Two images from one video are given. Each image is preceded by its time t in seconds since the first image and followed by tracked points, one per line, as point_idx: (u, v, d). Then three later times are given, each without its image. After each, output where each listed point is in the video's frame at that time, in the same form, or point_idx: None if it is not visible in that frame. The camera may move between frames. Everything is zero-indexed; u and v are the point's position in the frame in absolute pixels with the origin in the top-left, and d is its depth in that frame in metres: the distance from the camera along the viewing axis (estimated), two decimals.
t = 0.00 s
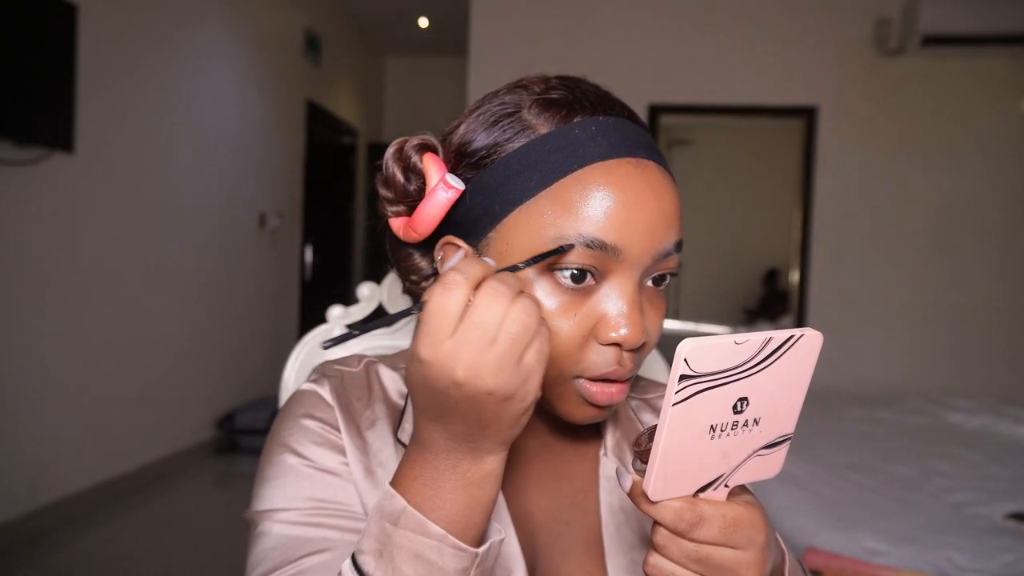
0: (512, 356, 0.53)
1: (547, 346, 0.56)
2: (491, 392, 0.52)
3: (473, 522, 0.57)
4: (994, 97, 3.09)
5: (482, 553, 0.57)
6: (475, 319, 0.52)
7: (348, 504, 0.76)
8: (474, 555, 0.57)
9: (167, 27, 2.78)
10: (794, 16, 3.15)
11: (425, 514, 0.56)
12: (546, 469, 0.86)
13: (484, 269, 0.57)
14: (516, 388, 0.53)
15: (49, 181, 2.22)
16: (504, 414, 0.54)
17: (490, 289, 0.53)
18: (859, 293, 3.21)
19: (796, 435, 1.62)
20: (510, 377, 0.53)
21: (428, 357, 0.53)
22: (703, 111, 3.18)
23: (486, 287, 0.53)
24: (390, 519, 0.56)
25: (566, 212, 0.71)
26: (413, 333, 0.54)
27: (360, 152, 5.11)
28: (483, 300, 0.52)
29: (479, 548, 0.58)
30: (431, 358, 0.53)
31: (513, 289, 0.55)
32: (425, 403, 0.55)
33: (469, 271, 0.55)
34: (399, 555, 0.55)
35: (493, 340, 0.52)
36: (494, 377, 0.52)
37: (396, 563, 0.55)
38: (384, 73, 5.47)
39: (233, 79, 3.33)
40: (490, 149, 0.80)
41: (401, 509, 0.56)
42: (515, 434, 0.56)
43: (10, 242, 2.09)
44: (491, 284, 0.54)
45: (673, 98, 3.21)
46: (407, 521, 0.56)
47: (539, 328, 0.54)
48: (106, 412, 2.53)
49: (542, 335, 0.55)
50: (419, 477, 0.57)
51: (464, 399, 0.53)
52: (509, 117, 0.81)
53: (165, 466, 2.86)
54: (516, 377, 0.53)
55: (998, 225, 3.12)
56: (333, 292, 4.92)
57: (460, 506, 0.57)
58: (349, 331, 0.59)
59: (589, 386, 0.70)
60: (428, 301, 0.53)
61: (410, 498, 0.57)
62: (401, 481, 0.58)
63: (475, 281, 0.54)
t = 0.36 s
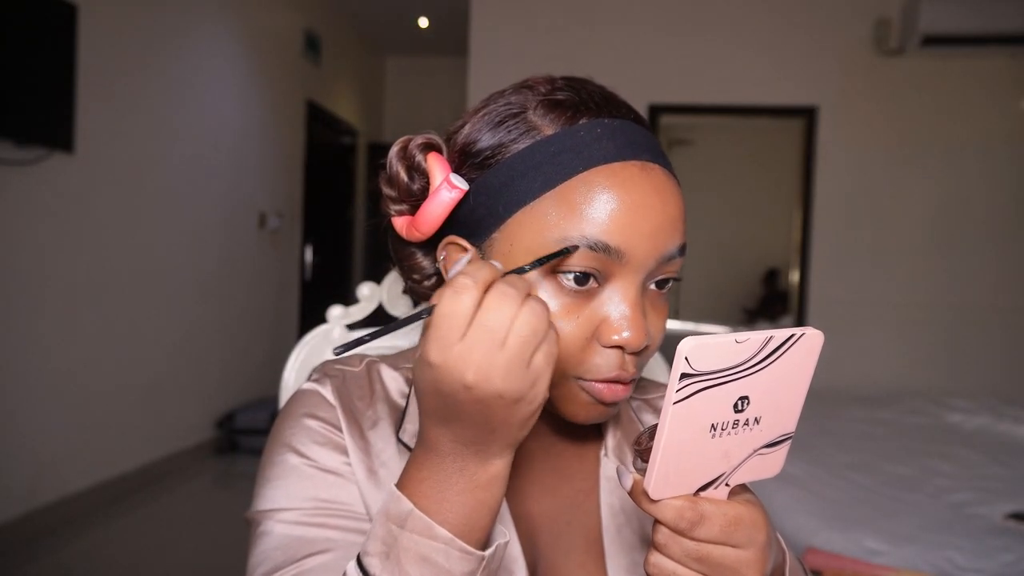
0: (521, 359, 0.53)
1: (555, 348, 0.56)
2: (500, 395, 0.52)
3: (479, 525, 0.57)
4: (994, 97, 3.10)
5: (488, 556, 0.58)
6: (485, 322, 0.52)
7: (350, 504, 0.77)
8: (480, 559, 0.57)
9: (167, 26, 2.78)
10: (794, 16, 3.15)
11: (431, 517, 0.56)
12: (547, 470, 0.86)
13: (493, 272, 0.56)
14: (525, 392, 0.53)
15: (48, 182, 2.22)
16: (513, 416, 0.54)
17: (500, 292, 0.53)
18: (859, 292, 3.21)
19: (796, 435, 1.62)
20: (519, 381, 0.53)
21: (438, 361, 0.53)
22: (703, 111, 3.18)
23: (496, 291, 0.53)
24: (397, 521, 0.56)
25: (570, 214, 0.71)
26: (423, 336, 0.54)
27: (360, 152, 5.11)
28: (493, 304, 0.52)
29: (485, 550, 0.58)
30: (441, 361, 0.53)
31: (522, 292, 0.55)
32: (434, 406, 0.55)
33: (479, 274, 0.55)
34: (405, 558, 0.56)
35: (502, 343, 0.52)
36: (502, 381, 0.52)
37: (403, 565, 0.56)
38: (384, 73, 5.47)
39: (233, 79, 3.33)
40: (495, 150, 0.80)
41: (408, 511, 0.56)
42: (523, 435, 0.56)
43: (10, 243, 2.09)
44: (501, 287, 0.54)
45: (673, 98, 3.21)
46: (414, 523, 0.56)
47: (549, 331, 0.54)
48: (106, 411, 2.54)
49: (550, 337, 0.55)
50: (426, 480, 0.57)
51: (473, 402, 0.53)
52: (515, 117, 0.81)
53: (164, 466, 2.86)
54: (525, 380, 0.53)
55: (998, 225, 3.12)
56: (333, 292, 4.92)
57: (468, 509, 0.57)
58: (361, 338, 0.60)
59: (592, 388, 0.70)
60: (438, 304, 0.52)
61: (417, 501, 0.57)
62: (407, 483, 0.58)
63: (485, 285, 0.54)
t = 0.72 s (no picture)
0: (529, 358, 0.53)
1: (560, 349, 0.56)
2: (506, 395, 0.53)
3: (480, 525, 0.57)
4: (994, 97, 3.09)
5: (490, 555, 0.58)
6: (492, 323, 0.52)
7: (352, 504, 0.76)
8: (481, 558, 0.57)
9: (167, 26, 2.78)
10: (793, 16, 3.15)
11: (434, 516, 0.56)
12: (546, 470, 0.86)
13: (499, 272, 0.56)
14: (531, 392, 0.54)
15: (48, 182, 2.22)
16: (517, 416, 0.54)
17: (508, 291, 0.53)
18: (859, 292, 3.21)
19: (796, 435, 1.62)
20: (526, 380, 0.53)
21: (444, 361, 0.52)
22: (703, 111, 3.18)
23: (504, 290, 0.53)
24: (398, 521, 0.56)
25: (570, 213, 0.71)
26: (429, 335, 0.54)
27: (360, 152, 5.11)
28: (501, 303, 0.52)
29: (487, 549, 0.58)
30: (448, 361, 0.52)
31: (530, 291, 0.54)
32: (440, 406, 0.55)
33: (486, 274, 0.55)
34: (406, 556, 0.55)
35: (509, 344, 0.52)
36: (509, 380, 0.52)
37: (404, 565, 0.55)
38: (384, 73, 5.47)
39: (233, 79, 3.33)
40: (496, 149, 0.80)
41: (410, 511, 0.56)
42: (523, 435, 0.57)
43: (10, 243, 2.09)
44: (509, 286, 0.53)
45: (673, 98, 3.21)
46: (416, 523, 0.56)
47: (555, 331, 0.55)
48: (107, 411, 2.54)
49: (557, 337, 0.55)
50: (428, 481, 0.57)
51: (480, 402, 0.53)
52: (515, 116, 0.81)
53: (164, 465, 2.86)
54: (533, 380, 0.54)
55: (998, 225, 3.12)
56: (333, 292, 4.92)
57: (468, 508, 0.57)
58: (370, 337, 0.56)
59: (591, 386, 0.70)
60: (445, 306, 0.52)
61: (418, 500, 0.57)
62: (408, 482, 0.58)
63: (493, 284, 0.54)
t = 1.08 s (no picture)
0: (529, 361, 0.52)
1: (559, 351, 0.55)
2: (506, 396, 0.52)
3: (478, 523, 0.57)
4: (994, 97, 3.09)
5: (487, 553, 0.58)
6: (494, 323, 0.51)
7: (351, 504, 0.76)
8: (479, 556, 0.57)
9: (167, 26, 2.78)
10: (793, 16, 3.15)
11: (431, 515, 0.56)
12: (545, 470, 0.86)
13: (501, 272, 0.56)
14: (530, 392, 0.53)
15: (48, 181, 2.22)
16: (516, 416, 0.54)
17: (509, 292, 0.52)
18: (858, 292, 3.21)
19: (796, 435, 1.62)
20: (526, 381, 0.53)
21: (443, 361, 0.52)
22: (703, 111, 3.18)
23: (505, 291, 0.52)
24: (395, 520, 0.56)
25: (567, 214, 0.71)
26: (428, 336, 0.53)
27: (360, 152, 5.11)
28: (502, 304, 0.51)
29: (485, 547, 0.58)
30: (446, 361, 0.52)
31: (532, 293, 0.54)
32: (438, 404, 0.54)
33: (488, 274, 0.54)
34: (403, 555, 0.55)
35: (509, 345, 0.52)
36: (510, 381, 0.52)
37: (402, 563, 0.55)
38: (384, 73, 5.47)
39: (233, 77, 3.33)
40: (493, 150, 0.80)
41: (406, 509, 0.56)
42: (521, 435, 0.56)
43: (10, 243, 2.09)
44: (510, 287, 0.53)
45: (673, 98, 3.21)
46: (413, 521, 0.56)
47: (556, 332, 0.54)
48: (106, 411, 2.53)
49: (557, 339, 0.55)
50: (424, 479, 0.57)
51: (480, 402, 0.53)
52: (513, 117, 0.81)
53: (164, 465, 2.86)
54: (531, 381, 0.53)
55: (998, 225, 3.12)
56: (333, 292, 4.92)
57: (466, 506, 0.57)
58: (369, 336, 0.54)
59: (590, 387, 0.70)
60: (445, 305, 0.52)
61: (415, 499, 0.57)
62: (406, 481, 0.58)
63: (493, 284, 0.53)
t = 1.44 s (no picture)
0: (520, 357, 0.52)
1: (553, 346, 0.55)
2: (497, 392, 0.52)
3: (474, 523, 0.57)
4: (994, 97, 3.09)
5: (483, 554, 0.58)
6: (483, 321, 0.51)
7: (350, 505, 0.76)
8: (475, 555, 0.57)
9: (168, 26, 2.78)
10: (793, 16, 3.15)
11: (427, 515, 0.56)
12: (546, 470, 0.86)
13: (491, 269, 0.56)
14: (522, 388, 0.53)
15: (48, 182, 2.22)
16: (510, 413, 0.54)
17: (499, 290, 0.52)
18: (858, 292, 3.21)
19: (796, 435, 1.62)
20: (517, 377, 0.52)
21: (435, 359, 0.52)
22: (704, 111, 3.18)
23: (495, 289, 0.52)
24: (392, 520, 0.56)
25: (567, 214, 0.71)
26: (420, 334, 0.53)
27: (360, 152, 5.11)
28: (491, 301, 0.51)
29: (481, 547, 0.58)
30: (438, 359, 0.52)
31: (521, 289, 0.54)
32: (432, 403, 0.54)
33: (476, 271, 0.54)
34: (400, 556, 0.55)
35: (500, 342, 0.52)
36: (501, 378, 0.52)
37: (399, 564, 0.55)
38: (384, 73, 5.47)
39: (233, 77, 3.33)
40: (493, 150, 0.80)
41: (404, 510, 0.56)
42: (519, 429, 0.56)
43: (10, 243, 2.09)
44: (500, 284, 0.53)
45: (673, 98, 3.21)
46: (409, 522, 0.56)
47: (547, 328, 0.54)
48: (106, 411, 2.53)
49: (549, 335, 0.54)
50: (421, 479, 0.57)
51: (472, 399, 0.52)
52: (512, 117, 0.81)
53: (164, 465, 2.86)
54: (523, 377, 0.53)
55: (999, 225, 3.12)
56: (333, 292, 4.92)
57: (462, 506, 0.57)
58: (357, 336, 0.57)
59: (591, 387, 0.70)
60: (435, 303, 0.51)
61: (412, 499, 0.57)
62: (402, 482, 0.58)
63: (484, 281, 0.53)
